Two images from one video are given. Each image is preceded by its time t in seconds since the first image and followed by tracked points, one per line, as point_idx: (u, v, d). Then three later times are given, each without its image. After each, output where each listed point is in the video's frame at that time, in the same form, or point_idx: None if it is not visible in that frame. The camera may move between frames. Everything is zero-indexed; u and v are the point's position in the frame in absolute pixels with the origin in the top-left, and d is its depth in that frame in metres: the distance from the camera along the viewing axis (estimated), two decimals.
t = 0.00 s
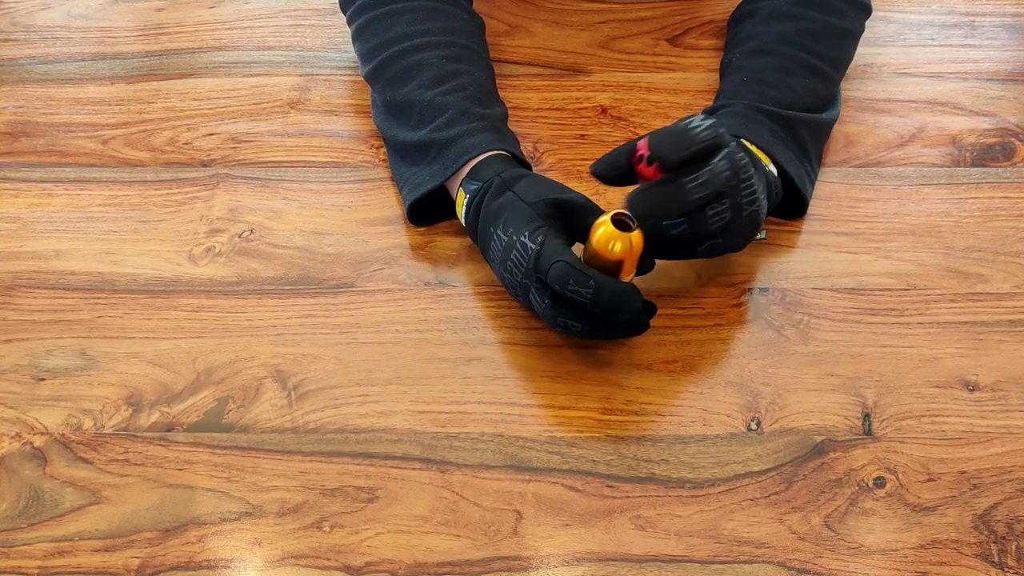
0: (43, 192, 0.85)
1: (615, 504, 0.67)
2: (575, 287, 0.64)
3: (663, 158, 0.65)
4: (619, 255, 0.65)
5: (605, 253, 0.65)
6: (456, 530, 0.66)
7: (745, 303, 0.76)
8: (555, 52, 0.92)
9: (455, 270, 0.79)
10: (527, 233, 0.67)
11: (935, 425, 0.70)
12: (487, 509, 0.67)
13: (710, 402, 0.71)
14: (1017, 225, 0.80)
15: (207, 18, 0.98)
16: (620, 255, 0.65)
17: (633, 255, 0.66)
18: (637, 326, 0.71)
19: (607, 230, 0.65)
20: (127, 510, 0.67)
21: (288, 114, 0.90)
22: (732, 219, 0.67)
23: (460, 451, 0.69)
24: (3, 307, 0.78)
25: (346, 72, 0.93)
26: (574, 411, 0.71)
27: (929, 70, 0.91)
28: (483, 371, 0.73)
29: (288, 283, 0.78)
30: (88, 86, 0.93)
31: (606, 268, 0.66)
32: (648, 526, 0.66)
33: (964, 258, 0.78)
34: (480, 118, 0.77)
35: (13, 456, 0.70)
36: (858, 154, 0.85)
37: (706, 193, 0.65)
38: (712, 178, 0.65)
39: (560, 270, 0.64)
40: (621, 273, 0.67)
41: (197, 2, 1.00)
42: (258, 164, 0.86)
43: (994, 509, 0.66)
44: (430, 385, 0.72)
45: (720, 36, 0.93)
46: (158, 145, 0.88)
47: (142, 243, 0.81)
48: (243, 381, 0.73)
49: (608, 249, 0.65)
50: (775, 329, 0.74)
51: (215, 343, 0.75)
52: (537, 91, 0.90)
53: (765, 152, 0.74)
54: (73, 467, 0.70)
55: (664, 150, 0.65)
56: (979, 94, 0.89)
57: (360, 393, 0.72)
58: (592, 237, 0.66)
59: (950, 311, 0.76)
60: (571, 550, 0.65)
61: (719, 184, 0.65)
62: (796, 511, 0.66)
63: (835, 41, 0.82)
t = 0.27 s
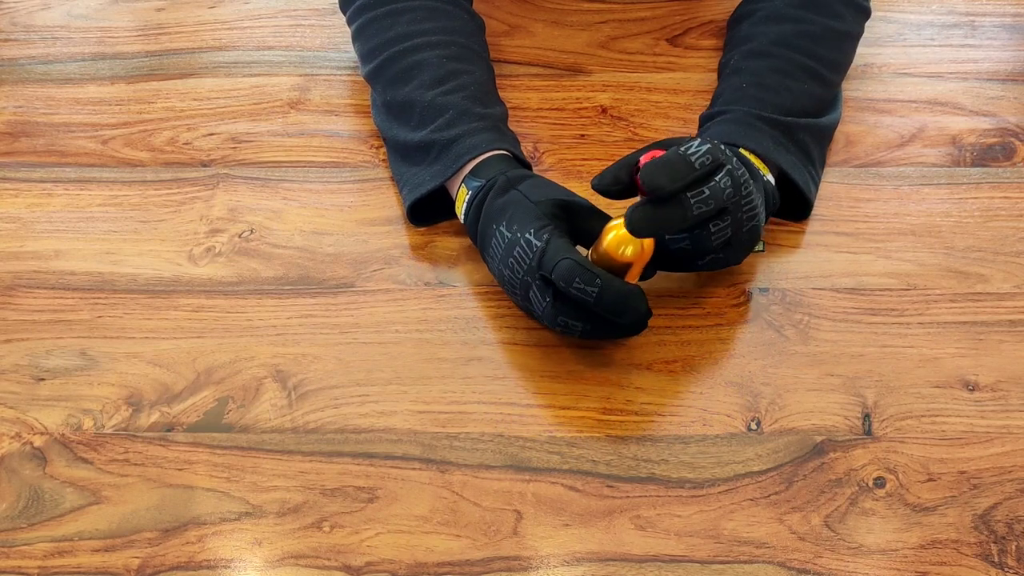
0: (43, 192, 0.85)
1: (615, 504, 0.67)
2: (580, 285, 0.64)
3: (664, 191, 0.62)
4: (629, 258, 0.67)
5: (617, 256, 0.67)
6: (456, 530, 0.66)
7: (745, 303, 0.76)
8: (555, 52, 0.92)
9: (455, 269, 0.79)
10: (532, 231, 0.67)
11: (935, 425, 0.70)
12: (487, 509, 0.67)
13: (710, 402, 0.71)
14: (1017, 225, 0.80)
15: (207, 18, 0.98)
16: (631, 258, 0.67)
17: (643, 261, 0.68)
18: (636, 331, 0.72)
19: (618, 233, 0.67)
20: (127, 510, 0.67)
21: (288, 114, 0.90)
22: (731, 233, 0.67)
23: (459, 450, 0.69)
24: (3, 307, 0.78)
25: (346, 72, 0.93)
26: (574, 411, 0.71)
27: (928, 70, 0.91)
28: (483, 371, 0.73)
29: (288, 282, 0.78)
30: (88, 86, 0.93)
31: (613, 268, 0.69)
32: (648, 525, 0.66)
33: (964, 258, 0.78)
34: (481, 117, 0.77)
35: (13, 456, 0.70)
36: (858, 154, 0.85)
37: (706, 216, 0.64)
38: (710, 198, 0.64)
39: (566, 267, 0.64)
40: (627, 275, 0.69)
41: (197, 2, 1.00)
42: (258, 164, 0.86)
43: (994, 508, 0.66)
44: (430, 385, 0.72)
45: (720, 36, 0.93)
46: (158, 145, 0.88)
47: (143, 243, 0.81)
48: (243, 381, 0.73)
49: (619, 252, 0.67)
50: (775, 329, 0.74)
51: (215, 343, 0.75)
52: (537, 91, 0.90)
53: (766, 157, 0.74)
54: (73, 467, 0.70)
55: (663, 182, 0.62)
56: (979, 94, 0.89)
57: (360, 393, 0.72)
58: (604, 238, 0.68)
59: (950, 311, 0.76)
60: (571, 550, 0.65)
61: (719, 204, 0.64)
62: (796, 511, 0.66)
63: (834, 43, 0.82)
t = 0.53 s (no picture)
0: (43, 192, 0.85)
1: (615, 504, 0.67)
2: (577, 288, 0.64)
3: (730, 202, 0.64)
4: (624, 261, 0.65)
5: (612, 258, 0.66)
6: (456, 530, 0.66)
7: (745, 303, 0.76)
8: (555, 52, 0.92)
9: (455, 269, 0.79)
10: (531, 233, 0.68)
11: (935, 425, 0.70)
12: (487, 509, 0.67)
13: (710, 402, 0.71)
14: (1017, 225, 0.80)
15: (207, 18, 0.98)
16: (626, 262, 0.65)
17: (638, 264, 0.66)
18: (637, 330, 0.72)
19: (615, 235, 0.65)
20: (127, 510, 0.67)
21: (288, 114, 0.90)
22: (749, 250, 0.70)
23: (459, 450, 0.69)
24: (3, 307, 0.78)
25: (346, 72, 0.93)
26: (575, 411, 0.71)
27: (929, 70, 0.91)
28: (483, 371, 0.73)
29: (288, 282, 0.78)
30: (88, 86, 0.93)
31: (609, 272, 0.67)
32: (648, 525, 0.66)
33: (964, 258, 0.78)
34: (481, 117, 0.77)
35: (13, 456, 0.70)
36: (858, 154, 0.85)
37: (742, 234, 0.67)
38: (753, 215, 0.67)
39: (563, 270, 0.64)
40: (623, 280, 0.67)
41: (197, 2, 1.00)
42: (258, 163, 0.86)
43: (994, 508, 0.66)
44: (430, 385, 0.72)
45: (720, 36, 0.93)
46: (158, 145, 0.88)
47: (143, 243, 0.81)
48: (243, 381, 0.73)
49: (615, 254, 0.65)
50: (775, 329, 0.74)
51: (215, 343, 0.75)
52: (537, 91, 0.90)
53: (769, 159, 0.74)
54: (73, 467, 0.70)
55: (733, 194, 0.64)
56: (979, 94, 0.89)
57: (360, 393, 0.72)
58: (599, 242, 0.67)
59: (950, 311, 0.76)
60: (571, 550, 0.65)
61: (754, 224, 0.67)
62: (796, 511, 0.66)
63: (835, 45, 0.82)
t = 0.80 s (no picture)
0: (43, 192, 0.85)
1: (615, 504, 0.67)
2: (579, 286, 0.64)
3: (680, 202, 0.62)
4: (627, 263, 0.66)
5: (616, 260, 0.66)
6: (456, 530, 0.66)
7: (745, 303, 0.76)
8: (555, 52, 0.92)
9: (455, 269, 0.79)
10: (536, 230, 0.68)
11: (935, 425, 0.70)
12: (487, 509, 0.67)
13: (710, 403, 0.71)
14: (1017, 225, 0.80)
15: (207, 18, 0.98)
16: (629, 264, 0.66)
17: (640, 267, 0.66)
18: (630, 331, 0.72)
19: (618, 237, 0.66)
20: (127, 510, 0.67)
21: (288, 114, 0.90)
22: (739, 240, 0.67)
23: (459, 450, 0.69)
24: (3, 307, 0.78)
25: (346, 72, 0.93)
26: (574, 411, 0.71)
27: (929, 70, 0.91)
28: (483, 371, 0.73)
29: (288, 282, 0.78)
30: (88, 86, 0.93)
31: (610, 274, 0.67)
32: (648, 525, 0.66)
33: (964, 258, 0.78)
34: (483, 117, 0.77)
35: (13, 456, 0.70)
36: (857, 154, 0.85)
37: (715, 229, 0.65)
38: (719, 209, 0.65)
39: (566, 267, 0.64)
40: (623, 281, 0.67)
41: (197, 2, 1.00)
42: (259, 163, 0.86)
43: (994, 508, 0.66)
44: (430, 385, 0.72)
45: (720, 37, 0.93)
46: (158, 145, 0.88)
47: (142, 243, 0.81)
48: (243, 381, 0.73)
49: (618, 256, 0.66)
50: (775, 330, 0.74)
51: (215, 342, 0.75)
52: (537, 91, 0.90)
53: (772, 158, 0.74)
54: (73, 467, 0.70)
55: (680, 194, 0.62)
56: (979, 94, 0.89)
57: (360, 393, 0.72)
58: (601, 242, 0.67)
59: (950, 311, 0.76)
60: (571, 550, 0.65)
61: (725, 217, 0.65)
62: (796, 511, 0.66)
63: (837, 45, 0.82)
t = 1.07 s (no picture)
0: (43, 192, 0.85)
1: (615, 504, 0.67)
2: (573, 284, 0.64)
3: (600, 176, 0.65)
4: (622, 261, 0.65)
5: (611, 258, 0.65)
6: (456, 530, 0.66)
7: (745, 303, 0.76)
8: (555, 52, 0.92)
9: (455, 269, 0.79)
10: (534, 229, 0.68)
11: (935, 425, 0.70)
12: (487, 509, 0.67)
13: (710, 403, 0.71)
14: (1018, 225, 0.80)
15: (207, 18, 0.98)
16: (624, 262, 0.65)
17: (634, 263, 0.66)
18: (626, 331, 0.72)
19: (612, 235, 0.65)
20: (127, 510, 0.68)
21: (288, 114, 0.90)
22: (698, 207, 0.68)
23: (459, 450, 0.69)
24: (3, 307, 0.78)
25: (346, 72, 0.93)
26: (574, 411, 0.71)
27: (928, 70, 0.91)
28: (483, 371, 0.73)
29: (288, 283, 0.78)
30: (88, 86, 0.93)
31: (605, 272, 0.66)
32: (648, 525, 0.66)
33: (964, 258, 0.78)
34: (482, 117, 0.77)
35: (13, 456, 0.70)
36: (858, 154, 0.85)
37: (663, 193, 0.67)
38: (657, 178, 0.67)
39: (561, 265, 0.64)
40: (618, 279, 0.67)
41: (197, 2, 1.00)
42: (259, 164, 0.86)
43: (994, 509, 0.66)
44: (430, 385, 0.72)
45: (720, 37, 0.93)
46: (158, 145, 0.88)
47: (143, 243, 0.81)
48: (243, 381, 0.73)
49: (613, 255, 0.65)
50: (775, 329, 0.74)
51: (215, 343, 0.75)
52: (537, 91, 0.90)
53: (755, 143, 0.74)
54: (73, 467, 0.70)
55: (599, 167, 0.65)
56: (979, 94, 0.89)
57: (360, 393, 0.72)
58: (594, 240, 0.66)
59: (950, 311, 0.76)
60: (571, 550, 0.65)
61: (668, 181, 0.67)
62: (796, 511, 0.66)
63: (828, 37, 0.82)
